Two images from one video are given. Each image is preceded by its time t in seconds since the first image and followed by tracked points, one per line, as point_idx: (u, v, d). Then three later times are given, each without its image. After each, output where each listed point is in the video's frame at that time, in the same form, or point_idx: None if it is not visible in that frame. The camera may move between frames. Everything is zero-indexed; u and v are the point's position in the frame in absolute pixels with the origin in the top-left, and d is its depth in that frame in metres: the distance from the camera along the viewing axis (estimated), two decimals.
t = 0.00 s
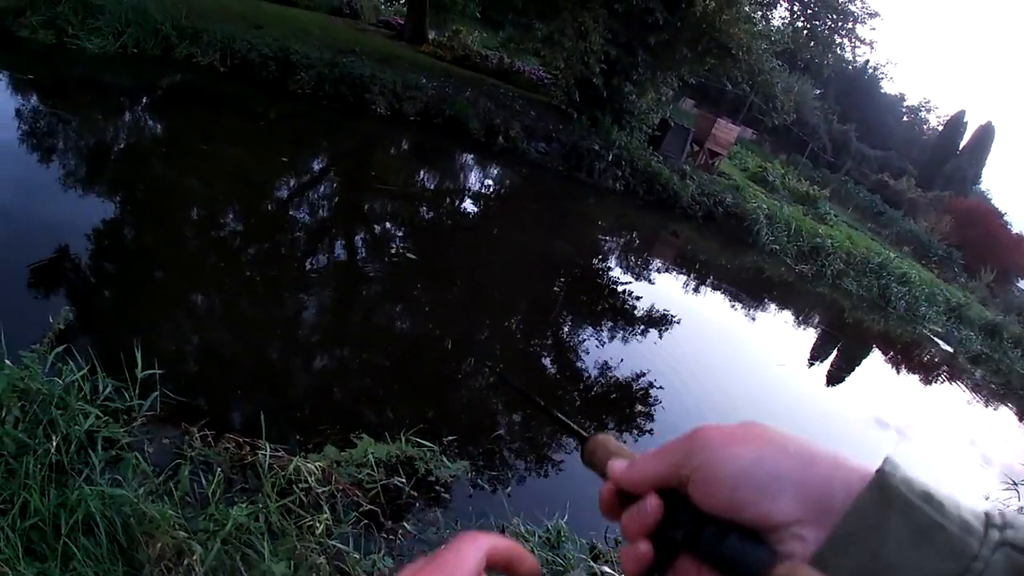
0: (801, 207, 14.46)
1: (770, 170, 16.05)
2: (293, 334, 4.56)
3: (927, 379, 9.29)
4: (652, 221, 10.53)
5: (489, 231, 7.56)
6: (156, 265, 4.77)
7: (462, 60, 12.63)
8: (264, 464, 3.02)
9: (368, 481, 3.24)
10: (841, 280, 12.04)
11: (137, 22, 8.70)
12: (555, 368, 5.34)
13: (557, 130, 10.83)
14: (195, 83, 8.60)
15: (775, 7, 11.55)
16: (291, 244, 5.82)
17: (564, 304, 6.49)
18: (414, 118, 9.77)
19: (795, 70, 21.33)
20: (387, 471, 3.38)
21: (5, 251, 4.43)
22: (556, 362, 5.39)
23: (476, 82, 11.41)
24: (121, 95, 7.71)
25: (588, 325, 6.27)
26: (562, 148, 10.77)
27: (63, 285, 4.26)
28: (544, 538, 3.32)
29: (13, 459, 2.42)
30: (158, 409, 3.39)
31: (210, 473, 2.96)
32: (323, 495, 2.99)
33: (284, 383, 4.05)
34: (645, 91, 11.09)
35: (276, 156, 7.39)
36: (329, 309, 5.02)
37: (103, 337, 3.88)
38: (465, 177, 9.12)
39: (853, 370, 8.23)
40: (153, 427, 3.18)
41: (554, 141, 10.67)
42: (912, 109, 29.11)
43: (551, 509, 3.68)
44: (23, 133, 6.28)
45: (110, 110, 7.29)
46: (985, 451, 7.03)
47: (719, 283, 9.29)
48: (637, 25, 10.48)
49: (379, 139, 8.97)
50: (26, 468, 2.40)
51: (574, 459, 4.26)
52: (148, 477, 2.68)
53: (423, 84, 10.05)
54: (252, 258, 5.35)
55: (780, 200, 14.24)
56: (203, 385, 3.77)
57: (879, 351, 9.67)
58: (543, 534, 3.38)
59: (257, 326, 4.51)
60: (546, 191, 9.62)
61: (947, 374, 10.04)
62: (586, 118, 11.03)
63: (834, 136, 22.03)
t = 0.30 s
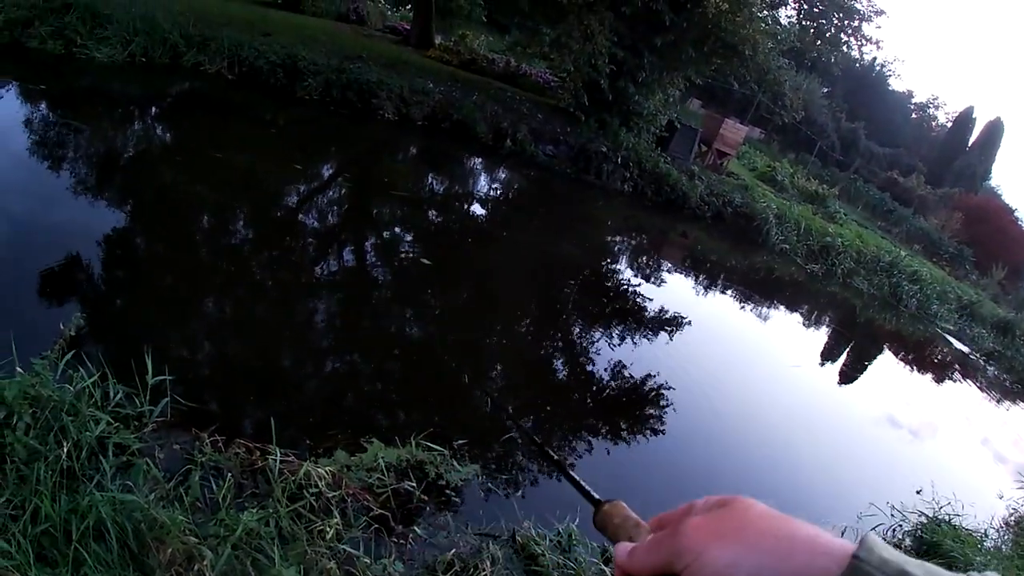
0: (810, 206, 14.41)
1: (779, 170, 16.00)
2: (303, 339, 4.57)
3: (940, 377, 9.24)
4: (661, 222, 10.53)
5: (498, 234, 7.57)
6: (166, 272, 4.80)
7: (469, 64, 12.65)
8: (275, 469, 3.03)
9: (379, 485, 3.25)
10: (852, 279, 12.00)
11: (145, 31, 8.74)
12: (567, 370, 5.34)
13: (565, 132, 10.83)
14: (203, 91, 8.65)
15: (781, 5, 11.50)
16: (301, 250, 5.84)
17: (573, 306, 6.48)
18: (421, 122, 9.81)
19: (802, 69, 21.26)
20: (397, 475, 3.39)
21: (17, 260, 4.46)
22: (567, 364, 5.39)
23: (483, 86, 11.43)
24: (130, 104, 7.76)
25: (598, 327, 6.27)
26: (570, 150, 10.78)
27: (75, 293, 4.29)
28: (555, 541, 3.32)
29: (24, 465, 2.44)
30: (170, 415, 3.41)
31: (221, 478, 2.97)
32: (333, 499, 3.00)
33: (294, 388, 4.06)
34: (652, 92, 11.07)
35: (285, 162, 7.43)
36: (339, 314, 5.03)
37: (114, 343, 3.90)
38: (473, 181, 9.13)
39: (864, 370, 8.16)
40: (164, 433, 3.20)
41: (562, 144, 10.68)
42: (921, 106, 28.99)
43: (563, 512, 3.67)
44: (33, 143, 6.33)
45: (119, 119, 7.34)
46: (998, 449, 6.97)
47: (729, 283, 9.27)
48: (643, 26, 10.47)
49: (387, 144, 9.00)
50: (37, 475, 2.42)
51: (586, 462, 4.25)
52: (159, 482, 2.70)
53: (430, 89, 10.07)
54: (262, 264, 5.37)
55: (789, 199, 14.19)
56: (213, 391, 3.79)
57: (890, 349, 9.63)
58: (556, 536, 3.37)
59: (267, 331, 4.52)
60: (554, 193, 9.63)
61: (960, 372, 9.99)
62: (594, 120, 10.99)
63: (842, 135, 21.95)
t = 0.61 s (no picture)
0: (810, 198, 14.41)
1: (777, 162, 16.00)
2: (304, 340, 4.59)
3: (942, 367, 9.26)
4: (660, 217, 10.55)
5: (497, 231, 7.59)
6: (166, 274, 4.82)
7: (465, 61, 12.65)
8: (275, 470, 3.04)
9: (380, 484, 3.27)
10: (852, 271, 12.01)
11: (141, 35, 8.75)
12: (568, 366, 5.36)
13: (562, 128, 10.85)
14: (200, 93, 8.67)
15: None
16: (300, 250, 5.86)
17: (573, 302, 6.50)
18: (418, 121, 9.83)
19: (799, 61, 21.25)
20: (398, 474, 3.41)
21: (17, 265, 4.48)
22: (568, 360, 5.40)
23: (480, 83, 11.44)
24: (128, 108, 7.77)
25: (599, 323, 6.28)
26: (568, 146, 10.80)
27: (76, 297, 4.31)
28: (557, 538, 3.33)
29: (26, 471, 2.45)
30: (171, 417, 3.43)
31: (222, 480, 2.99)
32: (335, 500, 3.02)
33: (296, 389, 4.08)
34: (649, 87, 11.06)
35: (283, 163, 7.44)
36: (340, 314, 5.04)
37: (115, 347, 3.92)
38: (472, 179, 9.15)
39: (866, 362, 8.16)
40: (165, 436, 3.21)
41: (560, 140, 10.69)
42: (919, 96, 28.96)
43: (565, 509, 3.69)
44: (32, 148, 6.34)
45: (117, 123, 7.35)
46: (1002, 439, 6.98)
47: (729, 277, 9.28)
48: (639, 21, 10.47)
49: (385, 143, 9.01)
50: (39, 480, 2.43)
51: (589, 457, 4.27)
52: (161, 485, 2.72)
53: (427, 87, 10.08)
54: (262, 265, 5.39)
55: (788, 192, 14.20)
56: (215, 392, 3.81)
57: (892, 340, 9.65)
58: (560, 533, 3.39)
59: (267, 332, 4.54)
60: (553, 190, 9.64)
61: (962, 362, 10.00)
62: (592, 115, 10.97)
63: (840, 126, 21.95)
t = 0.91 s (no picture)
0: (805, 189, 14.43)
1: (772, 154, 16.01)
2: (301, 337, 4.60)
3: (939, 357, 9.28)
4: (655, 210, 10.57)
5: (493, 226, 7.59)
6: (162, 275, 4.82)
7: (458, 57, 12.62)
8: (274, 469, 3.05)
9: (379, 481, 3.27)
10: (849, 262, 12.02)
11: (132, 35, 8.71)
12: (565, 360, 5.37)
13: (556, 122, 10.84)
14: (193, 92, 8.65)
15: None
16: (296, 248, 5.86)
17: (571, 296, 6.50)
18: (412, 117, 9.82)
19: (793, 52, 21.24)
20: (396, 470, 3.42)
21: (13, 267, 4.47)
22: (566, 354, 5.41)
23: (474, 78, 11.42)
24: (121, 108, 7.75)
25: (596, 317, 6.29)
26: (562, 140, 10.80)
27: (72, 299, 4.30)
28: (557, 531, 3.35)
29: (24, 474, 2.45)
30: (169, 418, 3.44)
31: (221, 479, 2.99)
32: (333, 497, 3.03)
33: (294, 387, 4.08)
34: (643, 80, 11.05)
35: (278, 161, 7.44)
36: (336, 312, 5.04)
37: (112, 348, 3.92)
38: (467, 174, 9.15)
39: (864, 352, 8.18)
40: (163, 436, 3.22)
41: (554, 134, 10.73)
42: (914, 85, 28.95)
43: (564, 503, 3.71)
44: (26, 151, 6.33)
45: (110, 123, 7.33)
46: (1000, 428, 7.01)
47: (726, 269, 9.29)
48: (632, 14, 10.45)
49: (379, 139, 9.01)
50: (37, 482, 2.44)
51: (588, 451, 4.29)
52: (159, 485, 2.72)
53: (420, 83, 10.07)
54: (258, 263, 5.39)
55: (784, 183, 14.20)
56: (213, 391, 3.81)
57: (889, 331, 9.67)
58: (559, 527, 3.41)
59: (264, 330, 4.54)
60: (549, 184, 9.64)
61: (959, 351, 10.02)
62: (586, 109, 11.00)
63: (835, 117, 21.94)
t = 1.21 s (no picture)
0: (800, 180, 14.46)
1: (766, 145, 16.02)
2: (296, 331, 4.59)
3: (934, 347, 9.32)
4: (650, 201, 10.58)
5: (488, 218, 7.58)
6: (157, 270, 4.80)
7: (452, 49, 12.57)
8: (270, 462, 3.05)
9: (375, 473, 3.28)
10: (843, 253, 12.05)
11: (124, 30, 8.65)
12: (560, 352, 5.38)
13: (550, 113, 10.83)
14: (186, 87, 8.61)
15: None
16: (291, 242, 5.86)
17: (565, 288, 6.51)
18: (406, 110, 9.79)
19: (787, 43, 21.23)
20: (393, 462, 3.42)
21: (7, 264, 4.45)
22: (561, 347, 5.42)
23: (468, 71, 11.38)
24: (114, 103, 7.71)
25: (591, 309, 6.29)
26: (556, 132, 10.79)
27: (67, 296, 4.29)
28: (554, 522, 3.36)
29: (20, 470, 2.44)
30: (164, 413, 3.43)
31: (217, 473, 2.99)
32: (330, 490, 3.03)
33: (289, 381, 4.08)
34: (637, 72, 11.03)
35: (272, 155, 7.42)
36: (331, 305, 5.04)
37: (108, 344, 3.91)
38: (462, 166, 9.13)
39: (859, 343, 8.21)
40: (158, 431, 3.22)
41: (549, 126, 10.72)
42: (908, 76, 28.96)
43: (561, 493, 3.73)
44: (18, 147, 6.29)
45: (103, 119, 7.29)
46: (995, 418, 7.04)
47: (721, 261, 9.30)
48: (625, 6, 10.42)
49: (374, 132, 8.99)
50: (33, 479, 2.43)
51: (584, 442, 4.30)
52: (156, 480, 2.72)
53: (414, 75, 10.04)
54: (253, 257, 5.38)
55: (778, 174, 14.21)
56: (208, 386, 3.80)
57: (884, 321, 9.70)
58: (557, 516, 3.43)
59: (258, 324, 4.53)
60: (543, 176, 9.64)
61: (954, 341, 10.07)
62: (580, 101, 11.00)
63: (829, 108, 21.96)
